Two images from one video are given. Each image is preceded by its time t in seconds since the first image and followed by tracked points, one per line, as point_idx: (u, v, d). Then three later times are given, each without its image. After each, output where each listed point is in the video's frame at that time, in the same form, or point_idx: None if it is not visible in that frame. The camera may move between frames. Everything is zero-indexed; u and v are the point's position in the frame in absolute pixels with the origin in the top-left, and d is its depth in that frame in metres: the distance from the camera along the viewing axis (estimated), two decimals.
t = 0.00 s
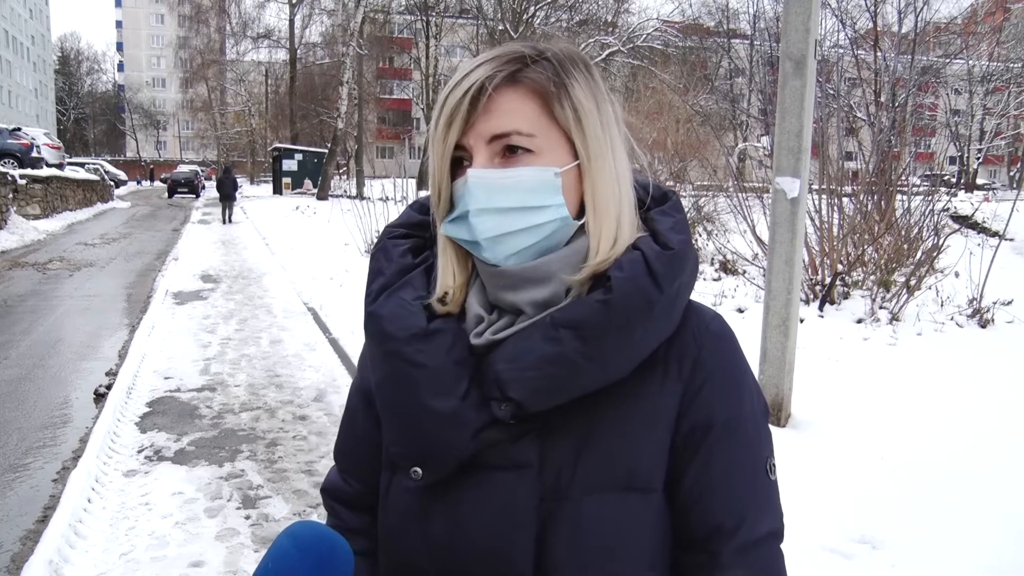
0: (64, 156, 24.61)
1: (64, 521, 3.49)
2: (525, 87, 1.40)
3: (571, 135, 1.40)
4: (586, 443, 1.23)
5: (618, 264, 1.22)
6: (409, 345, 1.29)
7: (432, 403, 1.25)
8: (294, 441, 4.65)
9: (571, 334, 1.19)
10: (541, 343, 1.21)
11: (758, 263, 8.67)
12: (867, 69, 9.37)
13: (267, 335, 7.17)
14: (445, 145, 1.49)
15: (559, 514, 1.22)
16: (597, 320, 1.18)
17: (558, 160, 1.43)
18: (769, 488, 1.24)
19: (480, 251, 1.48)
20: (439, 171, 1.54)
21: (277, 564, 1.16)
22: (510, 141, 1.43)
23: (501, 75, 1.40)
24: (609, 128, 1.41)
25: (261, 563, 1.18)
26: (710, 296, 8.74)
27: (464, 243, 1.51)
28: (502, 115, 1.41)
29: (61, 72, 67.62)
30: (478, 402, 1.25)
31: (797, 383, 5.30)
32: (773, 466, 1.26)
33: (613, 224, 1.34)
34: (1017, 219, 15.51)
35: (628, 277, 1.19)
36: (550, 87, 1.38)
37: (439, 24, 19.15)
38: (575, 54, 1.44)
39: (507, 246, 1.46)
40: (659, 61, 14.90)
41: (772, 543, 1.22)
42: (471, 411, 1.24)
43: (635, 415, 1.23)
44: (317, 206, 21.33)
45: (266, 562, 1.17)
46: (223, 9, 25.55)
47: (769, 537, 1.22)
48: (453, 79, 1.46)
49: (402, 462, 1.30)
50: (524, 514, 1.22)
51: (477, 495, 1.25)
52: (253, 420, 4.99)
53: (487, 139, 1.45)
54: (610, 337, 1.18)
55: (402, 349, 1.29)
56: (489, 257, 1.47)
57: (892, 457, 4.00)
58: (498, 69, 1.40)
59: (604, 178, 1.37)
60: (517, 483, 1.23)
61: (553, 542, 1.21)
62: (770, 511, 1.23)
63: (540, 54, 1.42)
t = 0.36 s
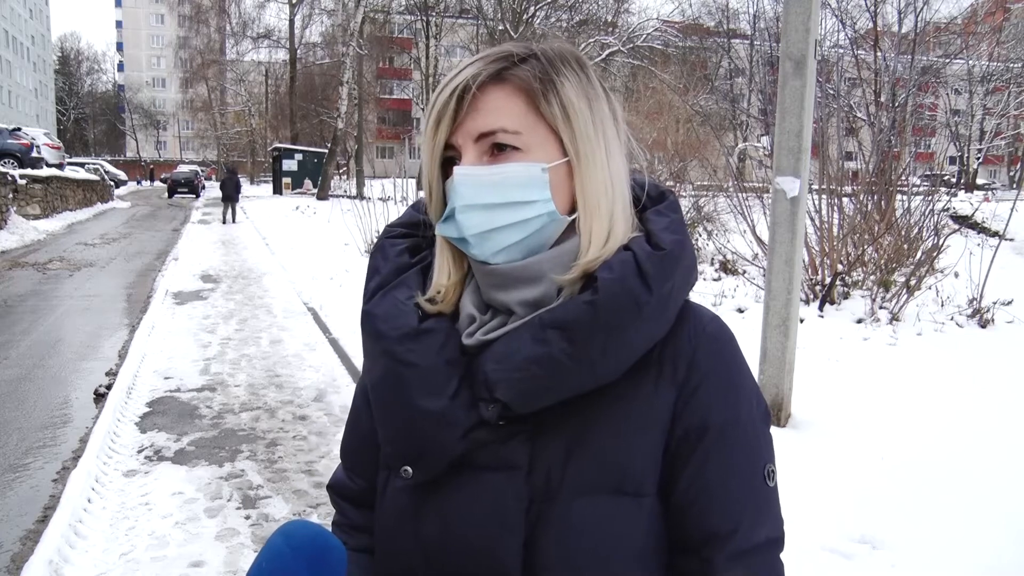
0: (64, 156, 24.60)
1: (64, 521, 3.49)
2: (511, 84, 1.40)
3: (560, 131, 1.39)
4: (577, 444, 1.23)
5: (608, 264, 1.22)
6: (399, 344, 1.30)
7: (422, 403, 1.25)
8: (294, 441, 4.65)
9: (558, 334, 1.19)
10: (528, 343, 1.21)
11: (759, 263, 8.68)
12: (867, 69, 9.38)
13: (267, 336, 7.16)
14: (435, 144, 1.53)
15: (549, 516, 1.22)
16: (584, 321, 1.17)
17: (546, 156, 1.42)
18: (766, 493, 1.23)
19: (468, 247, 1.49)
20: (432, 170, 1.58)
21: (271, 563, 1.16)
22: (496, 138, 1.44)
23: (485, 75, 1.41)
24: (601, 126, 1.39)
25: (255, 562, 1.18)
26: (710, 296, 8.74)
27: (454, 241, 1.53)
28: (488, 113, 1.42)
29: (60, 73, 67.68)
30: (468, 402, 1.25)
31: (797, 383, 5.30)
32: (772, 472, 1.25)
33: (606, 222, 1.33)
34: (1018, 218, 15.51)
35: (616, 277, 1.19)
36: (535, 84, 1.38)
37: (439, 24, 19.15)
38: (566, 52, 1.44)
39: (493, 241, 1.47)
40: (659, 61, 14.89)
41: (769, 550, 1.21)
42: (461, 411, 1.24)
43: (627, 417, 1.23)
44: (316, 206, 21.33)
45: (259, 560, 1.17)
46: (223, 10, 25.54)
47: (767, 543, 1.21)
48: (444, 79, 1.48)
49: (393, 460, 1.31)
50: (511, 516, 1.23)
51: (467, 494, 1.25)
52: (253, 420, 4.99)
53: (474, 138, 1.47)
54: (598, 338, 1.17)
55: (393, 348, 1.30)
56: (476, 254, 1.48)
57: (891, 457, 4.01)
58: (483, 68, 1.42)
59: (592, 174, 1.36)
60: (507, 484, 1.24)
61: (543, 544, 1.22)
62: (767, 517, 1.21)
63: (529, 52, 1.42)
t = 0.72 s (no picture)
0: (64, 156, 24.60)
1: (64, 521, 3.49)
2: (506, 85, 1.40)
3: (555, 132, 1.39)
4: (573, 444, 1.23)
5: (602, 265, 1.22)
6: (395, 345, 1.30)
7: (417, 403, 1.25)
8: (294, 441, 4.65)
9: (553, 334, 1.19)
10: (523, 343, 1.21)
11: (759, 263, 8.67)
12: (867, 69, 9.38)
13: (267, 336, 7.17)
14: (431, 145, 1.53)
15: (545, 517, 1.22)
16: (578, 321, 1.17)
17: (542, 156, 1.41)
18: (764, 496, 1.23)
19: (465, 247, 1.49)
20: (428, 170, 1.58)
21: (261, 560, 1.16)
22: (492, 138, 1.44)
23: (480, 75, 1.41)
24: (596, 126, 1.39)
25: (245, 560, 1.18)
26: (710, 296, 8.74)
27: (450, 241, 1.53)
28: (484, 113, 1.42)
29: (60, 73, 67.71)
30: (463, 402, 1.25)
31: (797, 383, 5.30)
32: (770, 474, 1.25)
33: (602, 222, 1.33)
34: (1018, 218, 15.50)
35: (611, 277, 1.19)
36: (530, 84, 1.38)
37: (439, 24, 19.15)
38: (562, 52, 1.43)
39: (490, 242, 1.48)
40: (659, 61, 14.89)
41: (765, 551, 1.21)
42: (456, 411, 1.24)
43: (623, 418, 1.23)
44: (317, 206, 21.33)
45: (250, 558, 1.17)
46: (223, 10, 25.53)
47: (763, 544, 1.21)
48: (439, 80, 1.48)
49: (389, 460, 1.31)
50: (507, 516, 1.22)
51: (463, 494, 1.25)
52: (253, 420, 4.99)
53: (470, 138, 1.47)
54: (593, 337, 1.17)
55: (389, 348, 1.31)
56: (473, 255, 1.48)
57: (892, 457, 4.00)
58: (478, 69, 1.42)
59: (587, 174, 1.36)
60: (502, 484, 1.23)
61: (538, 545, 1.22)
62: (763, 519, 1.22)
63: (524, 52, 1.42)
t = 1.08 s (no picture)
0: (64, 156, 24.60)
1: (64, 521, 3.49)
2: (518, 84, 1.40)
3: (566, 132, 1.40)
4: (575, 443, 1.23)
5: (605, 264, 1.22)
6: (395, 346, 1.30)
7: (418, 404, 1.25)
8: (294, 441, 4.65)
9: (556, 333, 1.19)
10: (524, 342, 1.21)
11: (759, 263, 8.67)
12: (867, 69, 9.38)
13: (267, 335, 7.17)
14: (438, 140, 1.51)
15: (548, 516, 1.22)
16: (581, 320, 1.17)
17: (551, 157, 1.42)
18: (762, 492, 1.23)
19: (471, 247, 1.48)
20: (433, 167, 1.57)
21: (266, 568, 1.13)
22: (502, 138, 1.44)
23: (494, 72, 1.41)
24: (603, 128, 1.40)
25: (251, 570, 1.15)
26: (710, 296, 8.74)
27: (453, 239, 1.52)
28: (496, 111, 1.41)
29: (61, 73, 67.75)
30: (464, 402, 1.25)
31: (797, 383, 5.30)
32: (768, 470, 1.25)
33: (608, 223, 1.34)
34: (1018, 218, 15.50)
35: (614, 276, 1.19)
36: (543, 83, 1.38)
37: (439, 24, 19.16)
38: (573, 53, 1.44)
39: (494, 242, 1.47)
40: (659, 61, 14.89)
41: (763, 547, 1.21)
42: (459, 411, 1.24)
43: (623, 416, 1.23)
44: (317, 206, 21.33)
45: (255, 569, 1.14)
46: (223, 10, 25.53)
47: (762, 539, 1.21)
48: (449, 76, 1.48)
49: (389, 462, 1.31)
50: (510, 516, 1.22)
51: (465, 495, 1.25)
52: (253, 420, 4.99)
53: (479, 136, 1.46)
54: (595, 336, 1.17)
55: (388, 350, 1.30)
56: (478, 255, 1.47)
57: (892, 458, 4.00)
58: (491, 66, 1.41)
59: (596, 176, 1.36)
60: (505, 484, 1.24)
61: (541, 543, 1.22)
62: (761, 515, 1.22)
63: (536, 51, 1.43)
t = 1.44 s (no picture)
0: (64, 156, 24.60)
1: (64, 521, 3.49)
2: (522, 84, 1.41)
3: (568, 132, 1.40)
4: (583, 443, 1.23)
5: (614, 263, 1.22)
6: (403, 349, 1.29)
7: (428, 406, 1.24)
8: (294, 441, 4.65)
9: (567, 333, 1.19)
10: (534, 343, 1.21)
11: (759, 263, 8.67)
12: (867, 69, 9.38)
13: (267, 335, 7.17)
14: (442, 141, 1.51)
15: (556, 516, 1.22)
16: (593, 320, 1.17)
17: (554, 157, 1.42)
18: (764, 488, 1.24)
19: (475, 248, 1.48)
20: (436, 167, 1.57)
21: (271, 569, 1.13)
22: (505, 138, 1.44)
23: (498, 73, 1.41)
24: (605, 128, 1.41)
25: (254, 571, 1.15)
26: (710, 296, 8.75)
27: (458, 241, 1.52)
28: (499, 112, 1.41)
29: (59, 72, 67.67)
30: (474, 404, 1.24)
31: (797, 383, 5.30)
32: (769, 465, 1.26)
33: (611, 223, 1.34)
34: (1017, 218, 15.50)
35: (624, 276, 1.19)
36: (546, 84, 1.39)
37: (439, 24, 19.16)
38: (574, 54, 1.45)
39: (499, 242, 1.47)
40: (659, 61, 14.89)
41: (764, 542, 1.22)
42: (469, 412, 1.24)
43: (630, 416, 1.23)
44: (317, 206, 21.33)
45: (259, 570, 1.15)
46: (223, 10, 25.51)
47: (763, 534, 1.22)
48: (451, 76, 1.47)
49: (397, 464, 1.29)
50: (521, 517, 1.22)
51: (474, 496, 1.25)
52: (253, 420, 5.00)
53: (483, 137, 1.46)
54: (605, 336, 1.18)
55: (395, 352, 1.29)
56: (484, 256, 1.47)
57: (891, 457, 4.01)
58: (494, 67, 1.42)
59: (600, 176, 1.37)
60: (514, 486, 1.23)
61: (551, 543, 1.22)
62: (762, 510, 1.23)
63: (538, 51, 1.43)
